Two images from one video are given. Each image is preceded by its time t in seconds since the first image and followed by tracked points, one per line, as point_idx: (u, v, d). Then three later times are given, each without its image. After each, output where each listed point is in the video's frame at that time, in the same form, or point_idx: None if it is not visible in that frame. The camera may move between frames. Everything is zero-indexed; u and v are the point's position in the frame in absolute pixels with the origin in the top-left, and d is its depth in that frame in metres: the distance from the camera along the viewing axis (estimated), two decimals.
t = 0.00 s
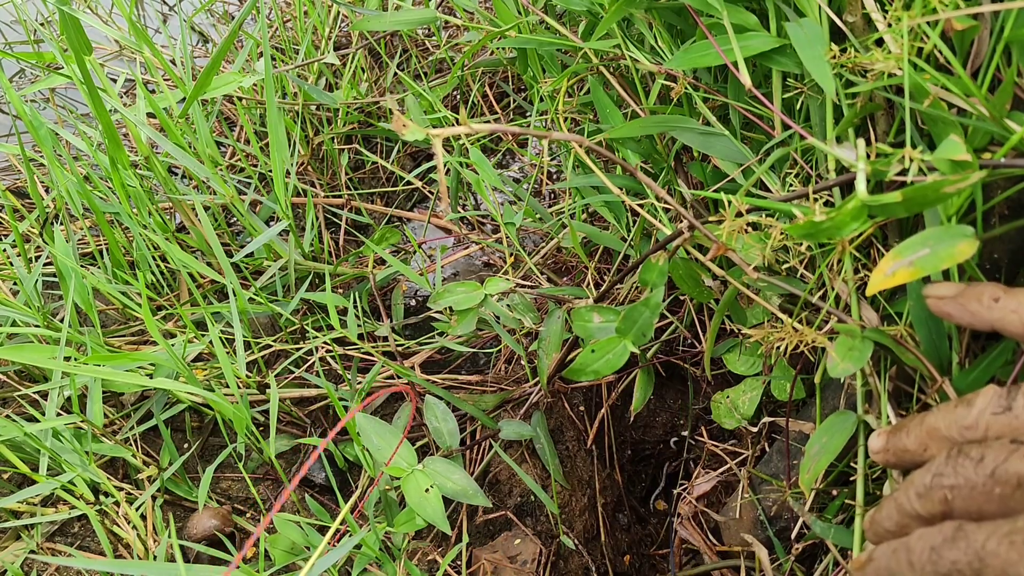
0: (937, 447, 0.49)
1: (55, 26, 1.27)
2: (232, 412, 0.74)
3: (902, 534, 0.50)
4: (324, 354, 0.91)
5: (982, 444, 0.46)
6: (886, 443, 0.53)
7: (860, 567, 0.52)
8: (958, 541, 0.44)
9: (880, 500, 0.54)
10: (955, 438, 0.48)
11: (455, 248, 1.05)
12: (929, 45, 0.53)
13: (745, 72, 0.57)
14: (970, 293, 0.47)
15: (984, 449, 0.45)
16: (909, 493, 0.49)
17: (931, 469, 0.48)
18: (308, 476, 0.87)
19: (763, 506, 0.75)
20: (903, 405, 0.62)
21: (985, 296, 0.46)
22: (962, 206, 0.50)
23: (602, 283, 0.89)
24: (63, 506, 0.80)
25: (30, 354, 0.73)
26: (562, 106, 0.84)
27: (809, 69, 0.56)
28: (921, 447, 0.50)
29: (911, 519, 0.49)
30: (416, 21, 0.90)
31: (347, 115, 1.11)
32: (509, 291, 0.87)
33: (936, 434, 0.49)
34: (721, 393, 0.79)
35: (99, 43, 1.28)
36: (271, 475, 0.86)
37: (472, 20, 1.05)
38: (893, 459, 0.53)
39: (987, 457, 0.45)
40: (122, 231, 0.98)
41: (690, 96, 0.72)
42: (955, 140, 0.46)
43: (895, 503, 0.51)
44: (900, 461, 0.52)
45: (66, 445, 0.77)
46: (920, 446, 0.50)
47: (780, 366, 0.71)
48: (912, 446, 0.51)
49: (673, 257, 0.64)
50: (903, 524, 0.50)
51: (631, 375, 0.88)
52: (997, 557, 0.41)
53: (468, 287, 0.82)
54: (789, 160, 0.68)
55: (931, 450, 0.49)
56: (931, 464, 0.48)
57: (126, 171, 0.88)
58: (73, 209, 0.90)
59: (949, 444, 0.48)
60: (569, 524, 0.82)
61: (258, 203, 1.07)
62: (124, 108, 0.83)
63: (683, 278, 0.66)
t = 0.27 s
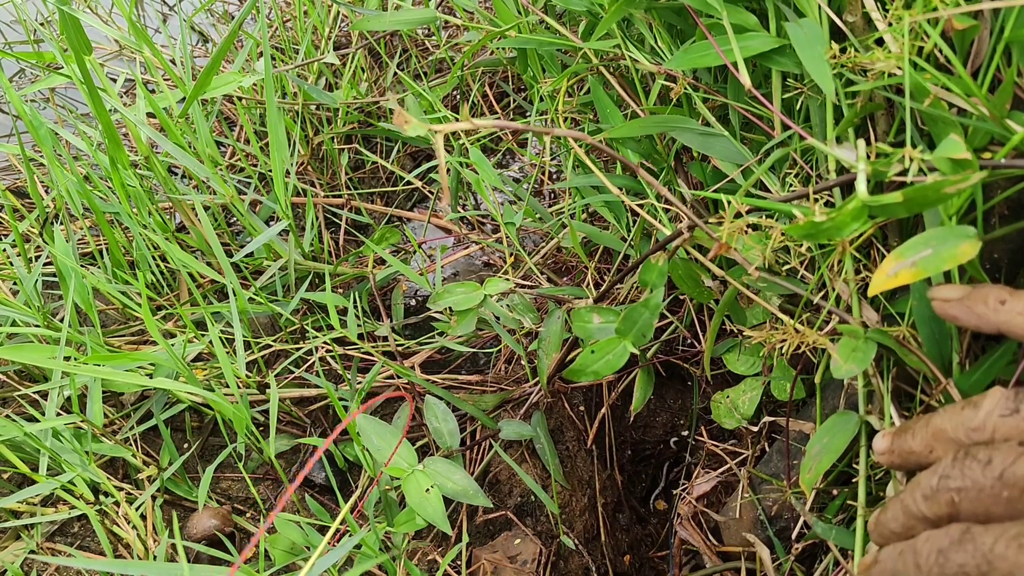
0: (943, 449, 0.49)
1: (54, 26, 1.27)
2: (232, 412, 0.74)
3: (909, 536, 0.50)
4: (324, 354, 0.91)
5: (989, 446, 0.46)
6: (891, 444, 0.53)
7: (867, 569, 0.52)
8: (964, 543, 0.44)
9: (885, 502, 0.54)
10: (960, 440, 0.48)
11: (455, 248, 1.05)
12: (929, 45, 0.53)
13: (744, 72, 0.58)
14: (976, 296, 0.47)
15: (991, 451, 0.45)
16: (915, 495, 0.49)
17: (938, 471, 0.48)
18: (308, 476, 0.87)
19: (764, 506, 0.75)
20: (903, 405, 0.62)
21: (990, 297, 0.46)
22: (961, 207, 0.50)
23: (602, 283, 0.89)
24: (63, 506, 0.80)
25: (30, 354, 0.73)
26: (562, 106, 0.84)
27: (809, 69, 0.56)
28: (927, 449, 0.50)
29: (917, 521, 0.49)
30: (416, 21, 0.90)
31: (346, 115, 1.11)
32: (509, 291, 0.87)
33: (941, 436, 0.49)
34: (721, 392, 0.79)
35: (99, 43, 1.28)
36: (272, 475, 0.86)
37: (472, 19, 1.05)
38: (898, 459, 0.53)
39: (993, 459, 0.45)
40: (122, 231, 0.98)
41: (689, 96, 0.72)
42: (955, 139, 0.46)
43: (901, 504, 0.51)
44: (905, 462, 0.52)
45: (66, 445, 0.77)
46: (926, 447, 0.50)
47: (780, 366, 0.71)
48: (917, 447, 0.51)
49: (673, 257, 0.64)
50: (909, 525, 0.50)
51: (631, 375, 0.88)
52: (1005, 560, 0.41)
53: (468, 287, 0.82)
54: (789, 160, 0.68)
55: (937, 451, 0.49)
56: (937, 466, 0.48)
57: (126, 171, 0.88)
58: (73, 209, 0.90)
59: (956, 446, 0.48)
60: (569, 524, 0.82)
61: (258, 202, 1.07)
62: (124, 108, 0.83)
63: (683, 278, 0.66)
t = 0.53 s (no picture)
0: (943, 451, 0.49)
1: (54, 26, 1.27)
2: (232, 412, 0.74)
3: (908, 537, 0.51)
4: (324, 354, 0.91)
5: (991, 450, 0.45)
6: (892, 447, 0.53)
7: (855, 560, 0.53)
8: (961, 542, 0.44)
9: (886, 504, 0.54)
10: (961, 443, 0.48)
11: (455, 248, 1.05)
12: (929, 45, 0.53)
13: (744, 72, 0.58)
14: (977, 301, 0.47)
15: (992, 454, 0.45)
16: (915, 498, 0.49)
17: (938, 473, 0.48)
18: (308, 475, 0.87)
19: (763, 506, 0.75)
20: (903, 405, 0.62)
21: (994, 300, 0.46)
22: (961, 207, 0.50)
23: (602, 284, 0.89)
24: (63, 506, 0.80)
25: (30, 354, 0.73)
26: (562, 106, 0.84)
27: (809, 69, 0.56)
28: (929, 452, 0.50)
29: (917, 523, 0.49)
30: (416, 21, 0.90)
31: (346, 115, 1.11)
32: (509, 291, 0.87)
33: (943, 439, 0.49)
34: (721, 392, 0.79)
35: (99, 43, 1.28)
36: (271, 475, 0.86)
37: (472, 20, 1.05)
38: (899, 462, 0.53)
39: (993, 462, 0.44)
40: (121, 231, 0.98)
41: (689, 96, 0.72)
42: (954, 137, 0.46)
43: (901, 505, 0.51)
44: (906, 464, 0.53)
45: (66, 445, 0.77)
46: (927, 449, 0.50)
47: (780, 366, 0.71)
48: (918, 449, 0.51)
49: (672, 257, 0.64)
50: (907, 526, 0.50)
51: (631, 375, 0.88)
52: (1003, 561, 0.41)
53: (468, 287, 0.82)
54: (789, 160, 0.68)
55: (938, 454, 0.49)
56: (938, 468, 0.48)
57: (126, 171, 0.88)
58: (73, 209, 0.90)
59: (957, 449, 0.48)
60: (569, 524, 0.82)
61: (258, 203, 1.07)
62: (124, 108, 0.83)
63: (682, 278, 0.66)
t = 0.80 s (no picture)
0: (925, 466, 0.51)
1: (55, 26, 1.27)
2: (232, 412, 0.74)
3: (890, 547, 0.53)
4: (323, 354, 0.91)
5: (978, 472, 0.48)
6: (867, 454, 0.54)
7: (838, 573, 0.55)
8: (960, 572, 0.46)
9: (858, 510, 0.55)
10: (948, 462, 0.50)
11: (455, 248, 1.05)
12: (928, 45, 0.53)
13: (744, 72, 0.57)
14: (960, 334, 0.48)
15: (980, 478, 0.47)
16: (899, 512, 0.51)
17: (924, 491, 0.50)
18: (307, 475, 0.87)
19: (763, 507, 0.75)
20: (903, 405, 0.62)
21: (979, 334, 0.47)
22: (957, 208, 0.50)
23: (602, 284, 0.89)
24: (63, 506, 0.80)
25: (30, 354, 0.73)
26: (561, 106, 0.84)
27: (808, 70, 0.56)
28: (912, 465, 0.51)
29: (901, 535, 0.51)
30: (416, 21, 0.90)
31: (347, 115, 1.11)
32: (509, 291, 0.87)
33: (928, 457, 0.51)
34: (721, 392, 0.79)
35: (99, 43, 1.28)
36: (271, 474, 0.86)
37: (472, 20, 1.05)
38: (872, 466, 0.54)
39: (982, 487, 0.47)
40: (122, 231, 0.98)
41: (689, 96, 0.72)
42: (955, 141, 0.46)
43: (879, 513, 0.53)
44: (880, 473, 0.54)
45: (66, 445, 0.77)
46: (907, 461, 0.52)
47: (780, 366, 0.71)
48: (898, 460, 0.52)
49: (672, 257, 0.64)
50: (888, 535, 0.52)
51: (631, 375, 0.88)
52: None
53: (468, 287, 0.82)
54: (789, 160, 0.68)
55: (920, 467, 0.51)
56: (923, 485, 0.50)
57: (126, 171, 0.88)
58: (73, 209, 0.90)
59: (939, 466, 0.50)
60: (569, 524, 0.82)
61: (258, 203, 1.07)
62: (124, 108, 0.83)
63: (682, 278, 0.66)
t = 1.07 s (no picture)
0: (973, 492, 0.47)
1: (55, 26, 1.28)
2: (232, 412, 0.74)
3: None
4: (324, 354, 0.91)
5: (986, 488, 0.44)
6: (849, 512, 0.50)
7: None
8: None
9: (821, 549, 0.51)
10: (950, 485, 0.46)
11: (455, 248, 1.05)
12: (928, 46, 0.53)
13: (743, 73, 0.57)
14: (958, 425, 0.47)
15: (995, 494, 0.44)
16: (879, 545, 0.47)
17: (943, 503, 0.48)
18: (307, 475, 0.87)
19: (763, 506, 0.75)
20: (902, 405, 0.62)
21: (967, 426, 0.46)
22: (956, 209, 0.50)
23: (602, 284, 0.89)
24: (63, 506, 0.80)
25: (30, 354, 0.73)
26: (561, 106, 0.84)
27: (803, 74, 0.57)
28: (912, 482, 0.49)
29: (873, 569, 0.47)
30: (416, 21, 0.90)
31: (347, 116, 1.11)
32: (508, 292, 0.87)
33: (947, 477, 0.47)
34: (721, 392, 0.79)
35: (99, 43, 1.28)
36: (272, 474, 0.86)
37: (473, 20, 1.05)
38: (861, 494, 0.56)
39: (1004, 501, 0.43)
40: (122, 231, 0.98)
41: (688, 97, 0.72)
42: (961, 146, 0.45)
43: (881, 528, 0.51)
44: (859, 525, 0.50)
45: (66, 445, 0.77)
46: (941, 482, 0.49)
47: (779, 366, 0.71)
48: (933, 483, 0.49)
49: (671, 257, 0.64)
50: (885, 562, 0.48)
51: (631, 375, 0.88)
52: None
53: (467, 287, 0.82)
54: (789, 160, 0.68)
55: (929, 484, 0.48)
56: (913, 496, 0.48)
57: (126, 171, 0.88)
58: (72, 209, 0.90)
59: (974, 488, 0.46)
60: (569, 524, 0.82)
61: (258, 203, 1.07)
62: (124, 108, 0.83)
63: (680, 279, 0.66)
